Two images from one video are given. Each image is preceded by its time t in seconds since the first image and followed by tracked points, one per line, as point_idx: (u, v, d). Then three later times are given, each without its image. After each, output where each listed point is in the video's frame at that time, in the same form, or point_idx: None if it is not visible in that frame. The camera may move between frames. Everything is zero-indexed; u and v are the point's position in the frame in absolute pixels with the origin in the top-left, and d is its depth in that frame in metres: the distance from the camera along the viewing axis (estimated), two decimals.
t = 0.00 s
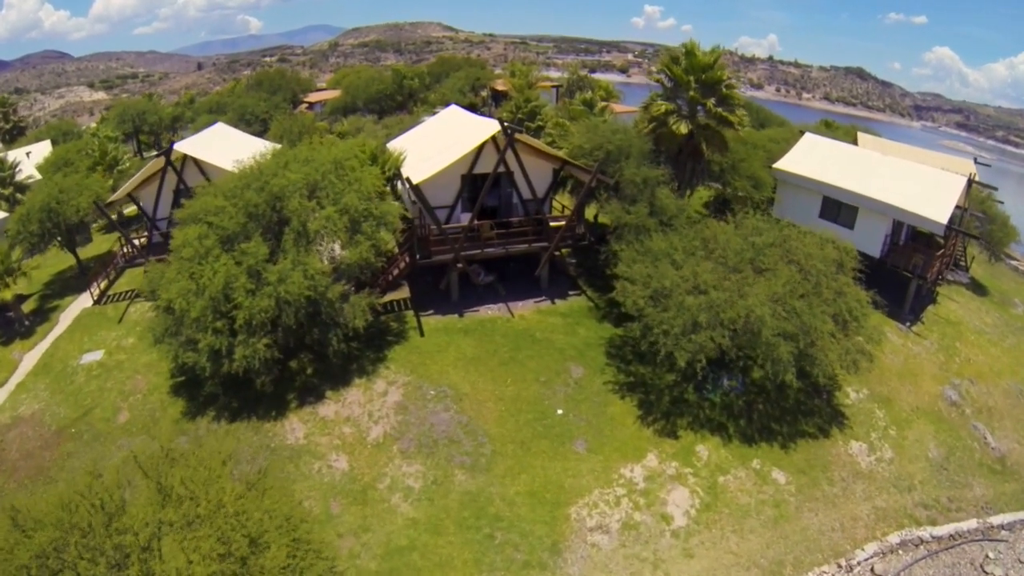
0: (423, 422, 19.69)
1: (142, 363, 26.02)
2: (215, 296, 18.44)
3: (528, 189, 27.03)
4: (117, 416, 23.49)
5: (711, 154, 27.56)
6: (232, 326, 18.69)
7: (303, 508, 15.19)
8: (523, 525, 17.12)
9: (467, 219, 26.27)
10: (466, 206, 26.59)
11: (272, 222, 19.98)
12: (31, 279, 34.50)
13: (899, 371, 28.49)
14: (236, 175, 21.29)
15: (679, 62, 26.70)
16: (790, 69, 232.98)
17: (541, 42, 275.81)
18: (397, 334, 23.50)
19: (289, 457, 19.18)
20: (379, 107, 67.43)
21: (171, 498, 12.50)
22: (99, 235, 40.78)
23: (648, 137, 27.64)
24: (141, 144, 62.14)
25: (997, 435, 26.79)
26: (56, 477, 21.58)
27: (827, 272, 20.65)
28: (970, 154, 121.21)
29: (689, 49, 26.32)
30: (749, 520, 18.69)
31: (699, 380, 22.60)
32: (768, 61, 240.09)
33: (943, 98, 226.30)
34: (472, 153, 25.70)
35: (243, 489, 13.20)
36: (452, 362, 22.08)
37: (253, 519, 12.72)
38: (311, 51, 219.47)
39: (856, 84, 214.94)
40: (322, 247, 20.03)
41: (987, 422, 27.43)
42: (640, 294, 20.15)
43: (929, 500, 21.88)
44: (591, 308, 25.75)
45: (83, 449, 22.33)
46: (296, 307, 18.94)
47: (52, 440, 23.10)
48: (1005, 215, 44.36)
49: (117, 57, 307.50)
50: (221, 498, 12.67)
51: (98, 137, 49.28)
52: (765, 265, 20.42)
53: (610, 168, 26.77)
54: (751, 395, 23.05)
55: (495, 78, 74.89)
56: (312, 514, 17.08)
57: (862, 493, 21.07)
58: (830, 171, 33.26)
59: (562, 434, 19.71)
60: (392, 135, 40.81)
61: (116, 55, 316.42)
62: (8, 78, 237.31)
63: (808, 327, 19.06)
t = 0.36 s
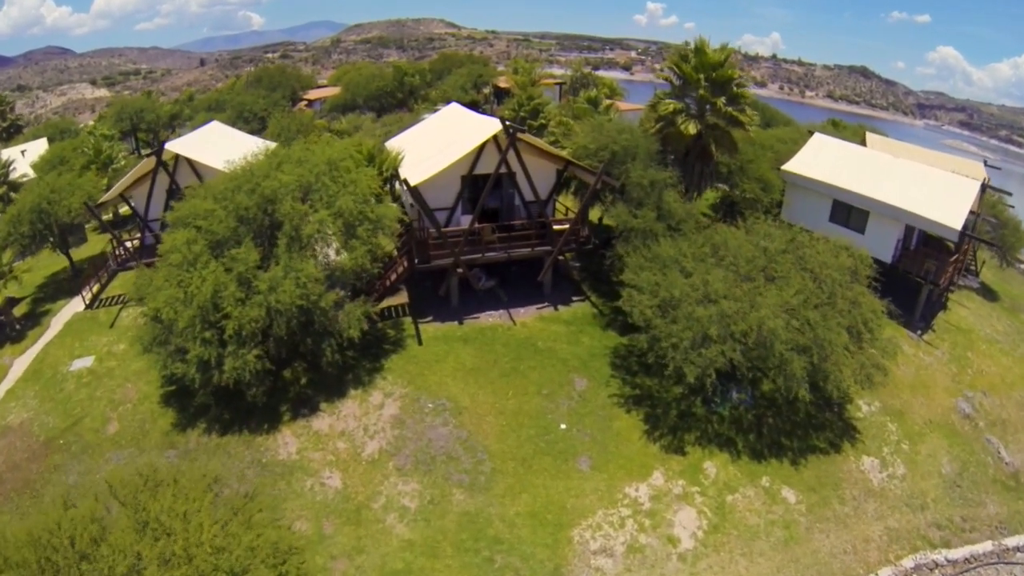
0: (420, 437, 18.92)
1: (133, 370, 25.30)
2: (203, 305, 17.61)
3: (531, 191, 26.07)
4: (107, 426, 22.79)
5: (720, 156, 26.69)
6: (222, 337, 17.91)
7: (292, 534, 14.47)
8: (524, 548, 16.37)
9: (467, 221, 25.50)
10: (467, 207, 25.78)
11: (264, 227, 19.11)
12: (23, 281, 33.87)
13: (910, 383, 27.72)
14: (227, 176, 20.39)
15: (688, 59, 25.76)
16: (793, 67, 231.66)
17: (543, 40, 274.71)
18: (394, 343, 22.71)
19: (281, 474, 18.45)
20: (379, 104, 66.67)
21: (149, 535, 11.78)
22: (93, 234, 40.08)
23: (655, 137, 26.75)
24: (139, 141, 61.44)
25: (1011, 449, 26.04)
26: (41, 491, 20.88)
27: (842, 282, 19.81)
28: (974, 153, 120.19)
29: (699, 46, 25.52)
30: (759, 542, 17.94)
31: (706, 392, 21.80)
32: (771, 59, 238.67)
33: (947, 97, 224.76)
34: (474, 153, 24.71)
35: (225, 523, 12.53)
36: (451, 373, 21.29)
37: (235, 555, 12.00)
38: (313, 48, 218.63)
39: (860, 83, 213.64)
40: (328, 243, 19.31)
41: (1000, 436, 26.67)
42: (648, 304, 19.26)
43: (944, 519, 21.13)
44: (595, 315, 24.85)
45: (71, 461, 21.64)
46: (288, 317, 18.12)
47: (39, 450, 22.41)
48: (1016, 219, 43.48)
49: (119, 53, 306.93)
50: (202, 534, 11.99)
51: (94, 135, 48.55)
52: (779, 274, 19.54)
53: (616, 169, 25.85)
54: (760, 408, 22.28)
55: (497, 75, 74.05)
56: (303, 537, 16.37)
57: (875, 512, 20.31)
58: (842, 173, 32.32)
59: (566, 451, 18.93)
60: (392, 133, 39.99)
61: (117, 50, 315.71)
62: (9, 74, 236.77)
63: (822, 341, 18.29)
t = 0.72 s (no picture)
0: (416, 456, 18.11)
1: (121, 379, 24.51)
2: (190, 317, 16.77)
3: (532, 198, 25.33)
4: (93, 437, 21.96)
5: (729, 162, 25.84)
6: (209, 351, 17.09)
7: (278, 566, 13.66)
8: None
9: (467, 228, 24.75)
10: (466, 214, 25.01)
11: (254, 235, 18.25)
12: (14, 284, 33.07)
13: (923, 396, 26.90)
14: (217, 181, 19.54)
15: (697, 62, 25.02)
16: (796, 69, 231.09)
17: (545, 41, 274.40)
18: (390, 355, 21.93)
19: (271, 493, 17.66)
20: (380, 105, 66.01)
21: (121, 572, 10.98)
22: (88, 236, 39.35)
23: (661, 143, 25.88)
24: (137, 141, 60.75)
25: None
26: (23, 506, 20.09)
27: (858, 296, 18.97)
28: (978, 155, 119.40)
29: (707, 48, 24.69)
30: (770, 568, 17.10)
31: (714, 409, 20.98)
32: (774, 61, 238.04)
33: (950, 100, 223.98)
34: (473, 158, 23.88)
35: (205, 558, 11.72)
36: (449, 387, 20.47)
37: None
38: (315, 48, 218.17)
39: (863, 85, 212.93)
40: (321, 249, 18.42)
41: (1016, 451, 25.81)
42: (656, 318, 18.36)
43: (961, 542, 20.28)
44: (599, 327, 24.07)
45: (56, 475, 20.84)
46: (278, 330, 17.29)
47: (22, 462, 21.58)
48: None
49: (122, 52, 306.96)
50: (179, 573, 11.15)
51: (90, 134, 47.79)
52: (792, 288, 18.67)
53: (621, 176, 25.03)
54: (769, 425, 21.47)
55: (500, 76, 73.37)
56: (292, 563, 15.57)
57: (891, 535, 19.46)
58: (851, 179, 31.47)
59: (568, 472, 18.10)
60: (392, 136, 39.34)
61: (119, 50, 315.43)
62: (11, 72, 236.43)
63: (836, 360, 17.49)
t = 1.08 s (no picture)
0: (410, 479, 17.34)
1: (108, 391, 23.72)
2: (173, 333, 15.94)
3: (534, 207, 24.50)
4: (77, 452, 21.16)
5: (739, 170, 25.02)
6: (194, 368, 16.27)
7: None
8: None
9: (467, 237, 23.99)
10: (466, 222, 24.28)
11: (242, 245, 17.39)
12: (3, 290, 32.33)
13: (935, 413, 26.08)
14: (205, 188, 18.69)
15: (707, 66, 24.05)
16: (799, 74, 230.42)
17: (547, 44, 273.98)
18: (386, 369, 21.18)
19: (258, 516, 16.88)
20: (379, 109, 65.51)
21: None
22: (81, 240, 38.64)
23: (668, 149, 25.13)
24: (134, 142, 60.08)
25: None
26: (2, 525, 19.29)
27: (875, 314, 18.11)
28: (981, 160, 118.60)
29: (717, 51, 23.69)
30: None
31: (721, 429, 20.17)
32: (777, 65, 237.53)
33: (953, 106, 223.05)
34: (473, 165, 23.09)
35: None
36: (446, 404, 19.68)
37: None
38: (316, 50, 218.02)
39: (866, 91, 212.36)
40: (313, 259, 17.62)
41: None
42: (664, 336, 17.46)
43: (977, 568, 19.46)
44: (602, 341, 23.31)
45: (38, 492, 20.05)
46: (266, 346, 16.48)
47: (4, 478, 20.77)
48: None
49: (124, 53, 307.01)
50: None
51: (86, 136, 47.11)
52: (806, 304, 17.78)
53: (627, 185, 24.22)
54: (778, 445, 20.65)
55: (502, 79, 72.71)
56: None
57: (905, 562, 18.63)
58: (861, 188, 30.58)
59: (570, 496, 17.28)
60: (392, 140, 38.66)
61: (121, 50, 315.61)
62: (13, 72, 236.43)
63: (851, 382, 16.66)
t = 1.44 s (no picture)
0: (403, 504, 16.54)
1: (93, 405, 22.95)
2: (155, 350, 15.19)
3: (534, 216, 23.73)
4: (58, 469, 20.36)
5: (748, 180, 24.30)
6: (177, 387, 15.48)
7: None
8: None
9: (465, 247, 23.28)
10: (464, 231, 23.55)
11: (228, 257, 16.62)
12: None
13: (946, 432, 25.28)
14: (191, 196, 17.88)
15: (715, 71, 23.30)
16: (799, 79, 230.23)
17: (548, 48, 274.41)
18: (380, 385, 20.42)
19: (244, 542, 16.09)
20: (378, 112, 64.59)
21: None
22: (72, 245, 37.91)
23: (675, 157, 24.22)
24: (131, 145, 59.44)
25: None
26: None
27: (891, 333, 17.30)
28: (983, 168, 118.15)
29: (726, 56, 22.96)
30: None
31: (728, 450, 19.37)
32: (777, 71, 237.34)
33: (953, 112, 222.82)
34: (472, 172, 22.34)
35: None
36: (442, 423, 18.87)
37: None
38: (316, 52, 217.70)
39: (867, 97, 212.13)
40: (303, 272, 16.87)
41: None
42: (669, 355, 16.67)
43: None
44: (604, 356, 22.55)
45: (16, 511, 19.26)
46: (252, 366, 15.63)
47: None
48: None
49: (126, 54, 306.97)
50: None
51: (79, 139, 46.42)
52: (818, 322, 16.96)
53: (631, 194, 23.45)
54: (787, 467, 19.83)
55: (502, 84, 72.07)
56: None
57: None
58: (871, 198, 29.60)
59: (571, 524, 16.45)
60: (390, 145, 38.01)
61: (122, 51, 315.50)
62: (12, 72, 236.28)
63: (866, 406, 15.87)
